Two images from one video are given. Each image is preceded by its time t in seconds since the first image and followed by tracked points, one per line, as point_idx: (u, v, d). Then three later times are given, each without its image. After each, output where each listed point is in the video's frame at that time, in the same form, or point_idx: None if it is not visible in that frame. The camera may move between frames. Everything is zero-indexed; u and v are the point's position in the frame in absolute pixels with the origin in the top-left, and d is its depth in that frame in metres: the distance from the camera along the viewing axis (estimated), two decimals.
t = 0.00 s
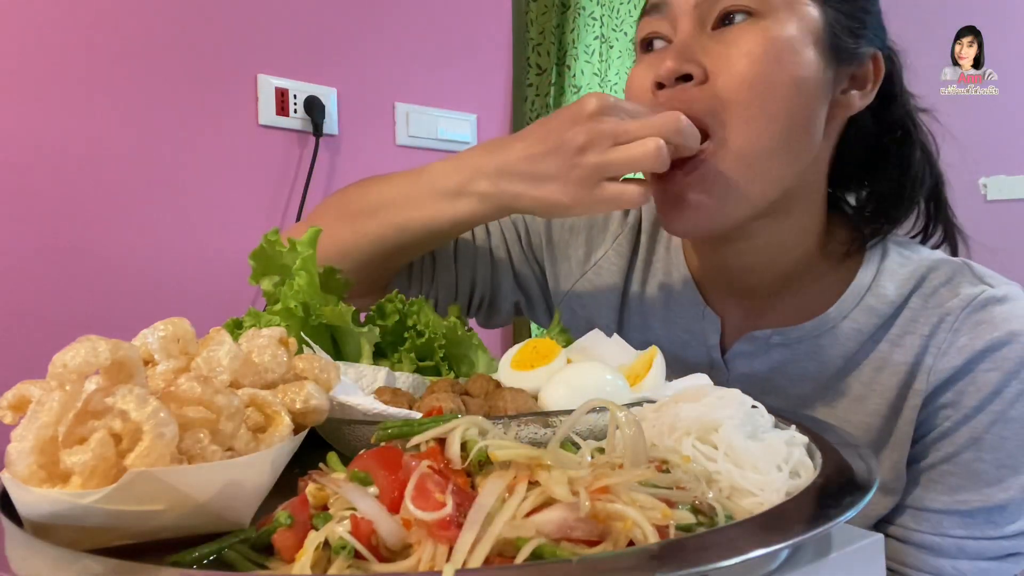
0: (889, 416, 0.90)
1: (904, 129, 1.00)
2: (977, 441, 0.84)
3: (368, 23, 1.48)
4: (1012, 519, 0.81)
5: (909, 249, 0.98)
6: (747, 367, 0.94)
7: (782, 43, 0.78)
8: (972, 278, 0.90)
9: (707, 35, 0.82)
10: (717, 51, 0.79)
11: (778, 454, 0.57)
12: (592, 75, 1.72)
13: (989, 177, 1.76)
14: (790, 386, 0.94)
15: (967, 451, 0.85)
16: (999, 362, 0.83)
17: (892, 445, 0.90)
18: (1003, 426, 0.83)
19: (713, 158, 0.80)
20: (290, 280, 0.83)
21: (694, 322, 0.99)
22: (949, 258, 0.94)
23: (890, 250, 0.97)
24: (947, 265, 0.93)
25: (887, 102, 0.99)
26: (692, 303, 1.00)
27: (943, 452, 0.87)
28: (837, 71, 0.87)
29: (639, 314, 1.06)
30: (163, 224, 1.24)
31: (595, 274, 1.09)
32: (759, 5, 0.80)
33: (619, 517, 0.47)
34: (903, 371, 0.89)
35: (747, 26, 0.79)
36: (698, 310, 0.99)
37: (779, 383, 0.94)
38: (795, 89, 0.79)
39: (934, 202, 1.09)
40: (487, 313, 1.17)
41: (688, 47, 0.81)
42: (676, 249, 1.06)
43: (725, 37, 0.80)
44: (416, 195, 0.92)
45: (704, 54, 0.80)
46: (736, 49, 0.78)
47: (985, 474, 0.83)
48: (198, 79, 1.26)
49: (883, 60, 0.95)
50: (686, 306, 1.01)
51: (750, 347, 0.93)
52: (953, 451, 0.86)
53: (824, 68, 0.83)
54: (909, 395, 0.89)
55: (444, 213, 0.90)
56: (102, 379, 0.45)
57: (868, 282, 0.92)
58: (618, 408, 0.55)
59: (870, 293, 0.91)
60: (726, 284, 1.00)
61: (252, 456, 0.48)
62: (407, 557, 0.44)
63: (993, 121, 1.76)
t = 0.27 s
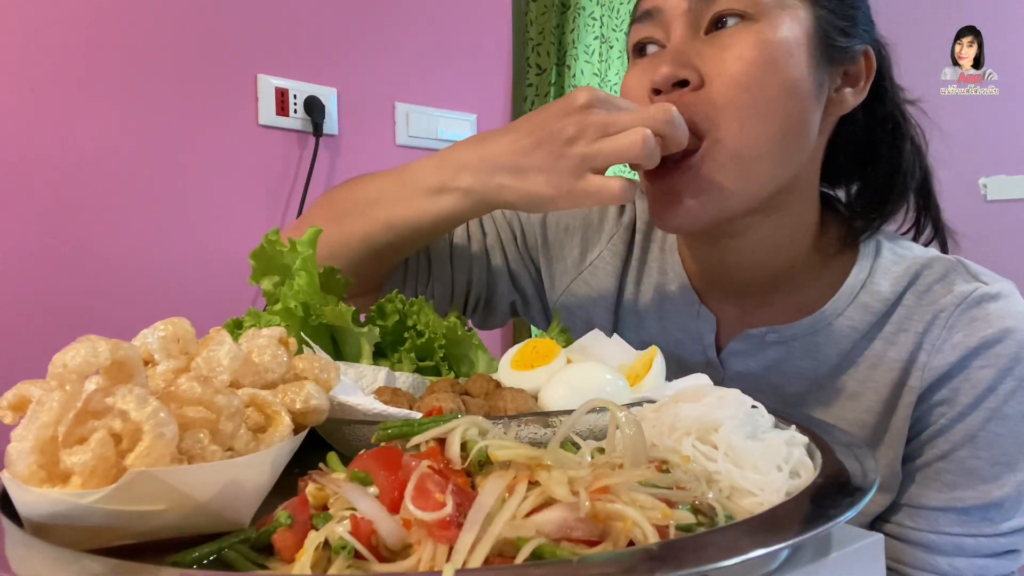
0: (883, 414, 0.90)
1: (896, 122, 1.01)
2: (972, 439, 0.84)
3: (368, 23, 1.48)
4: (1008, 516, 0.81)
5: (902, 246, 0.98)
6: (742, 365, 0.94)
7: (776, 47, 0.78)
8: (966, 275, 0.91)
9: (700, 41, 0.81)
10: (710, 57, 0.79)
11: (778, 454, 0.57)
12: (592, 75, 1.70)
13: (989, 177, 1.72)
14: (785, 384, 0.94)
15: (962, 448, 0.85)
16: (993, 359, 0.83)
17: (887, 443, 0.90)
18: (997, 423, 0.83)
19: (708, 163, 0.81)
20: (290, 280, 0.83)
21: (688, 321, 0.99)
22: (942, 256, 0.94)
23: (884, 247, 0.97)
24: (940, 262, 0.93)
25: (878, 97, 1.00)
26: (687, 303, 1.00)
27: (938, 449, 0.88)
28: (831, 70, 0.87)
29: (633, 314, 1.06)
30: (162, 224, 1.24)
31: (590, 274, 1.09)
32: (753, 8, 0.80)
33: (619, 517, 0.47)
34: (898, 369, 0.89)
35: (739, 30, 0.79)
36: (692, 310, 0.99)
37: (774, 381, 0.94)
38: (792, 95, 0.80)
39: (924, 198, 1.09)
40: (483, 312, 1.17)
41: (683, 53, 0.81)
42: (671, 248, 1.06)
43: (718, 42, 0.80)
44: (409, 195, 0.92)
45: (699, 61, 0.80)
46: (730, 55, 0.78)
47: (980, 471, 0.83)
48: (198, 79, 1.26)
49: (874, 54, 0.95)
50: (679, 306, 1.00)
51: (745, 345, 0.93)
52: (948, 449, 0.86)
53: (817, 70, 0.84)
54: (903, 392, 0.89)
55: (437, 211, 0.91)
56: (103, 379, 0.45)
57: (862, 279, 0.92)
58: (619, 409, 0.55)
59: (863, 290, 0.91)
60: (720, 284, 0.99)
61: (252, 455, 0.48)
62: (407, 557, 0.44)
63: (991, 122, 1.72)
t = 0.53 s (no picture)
0: (878, 412, 0.90)
1: (887, 117, 1.01)
2: (967, 436, 0.84)
3: (368, 23, 1.48)
4: (1004, 512, 0.82)
5: (895, 244, 0.98)
6: (737, 364, 0.94)
7: (771, 54, 0.79)
8: (960, 273, 0.91)
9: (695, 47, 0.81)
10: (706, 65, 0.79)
11: (778, 454, 0.57)
12: (591, 75, 1.69)
13: (989, 177, 1.72)
14: (781, 383, 0.93)
15: (956, 445, 0.85)
16: (986, 356, 0.84)
17: (882, 440, 0.90)
18: (992, 420, 0.83)
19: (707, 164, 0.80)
20: (290, 280, 0.83)
21: (685, 320, 0.99)
22: (935, 254, 0.94)
23: (877, 245, 0.97)
24: (933, 260, 0.93)
25: (869, 94, 1.00)
26: (684, 302, 1.00)
27: (934, 447, 0.88)
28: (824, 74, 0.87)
29: (631, 314, 1.06)
30: (162, 224, 1.24)
31: (589, 274, 1.09)
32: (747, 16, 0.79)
33: (619, 517, 0.47)
34: (892, 367, 0.89)
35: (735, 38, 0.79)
36: (689, 309, 0.99)
37: (769, 380, 0.94)
38: (785, 99, 0.80)
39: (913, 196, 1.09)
40: (482, 311, 1.17)
41: (678, 60, 0.80)
42: (668, 248, 1.06)
43: (715, 49, 0.79)
44: (406, 198, 0.92)
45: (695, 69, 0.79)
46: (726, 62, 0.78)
47: (975, 468, 0.83)
48: (198, 79, 1.26)
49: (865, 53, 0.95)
50: (677, 307, 1.00)
51: (740, 345, 0.93)
52: (943, 446, 0.87)
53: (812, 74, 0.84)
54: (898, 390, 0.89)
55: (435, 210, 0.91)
56: (103, 379, 0.45)
57: (857, 277, 0.92)
58: (619, 409, 0.55)
59: (858, 289, 0.91)
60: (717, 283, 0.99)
61: (252, 455, 0.48)
62: (407, 557, 0.44)
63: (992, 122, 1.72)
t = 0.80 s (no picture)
0: (874, 411, 0.90)
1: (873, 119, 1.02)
2: (963, 434, 0.85)
3: (369, 23, 1.48)
4: (1001, 510, 0.82)
5: (890, 244, 0.99)
6: (734, 365, 0.93)
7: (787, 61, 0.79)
8: (954, 272, 0.91)
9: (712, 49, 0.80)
10: (725, 68, 0.78)
11: (778, 454, 0.57)
12: (592, 74, 1.69)
13: (989, 177, 1.81)
14: (777, 383, 0.93)
15: (953, 444, 0.86)
16: (981, 355, 0.84)
17: (879, 439, 0.90)
18: (987, 419, 0.83)
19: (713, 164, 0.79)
20: (290, 280, 0.83)
21: (682, 320, 0.99)
22: (929, 253, 0.95)
23: (872, 245, 0.97)
24: (928, 260, 0.93)
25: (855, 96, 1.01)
26: (681, 302, 0.99)
27: (930, 446, 0.88)
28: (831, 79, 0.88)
29: (628, 314, 1.05)
30: (162, 223, 1.24)
31: (586, 275, 1.09)
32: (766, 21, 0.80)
33: (619, 517, 0.47)
34: (888, 366, 0.89)
35: (754, 43, 0.79)
36: (686, 309, 0.99)
37: (766, 381, 0.93)
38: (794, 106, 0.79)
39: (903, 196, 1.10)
40: (479, 313, 1.17)
41: (696, 62, 0.79)
42: (665, 249, 1.06)
43: (731, 52, 0.79)
44: (403, 198, 0.92)
45: (715, 72, 0.78)
46: (743, 66, 0.78)
47: (971, 467, 0.84)
48: (198, 79, 1.26)
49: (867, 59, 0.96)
50: (674, 307, 1.00)
51: (737, 346, 0.92)
52: (939, 445, 0.87)
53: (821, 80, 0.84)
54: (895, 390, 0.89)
55: (435, 210, 0.91)
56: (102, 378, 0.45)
57: (852, 277, 0.92)
58: (619, 409, 0.55)
59: (853, 289, 0.91)
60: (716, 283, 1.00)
61: (253, 455, 0.48)
62: (407, 557, 0.44)
63: (990, 122, 1.80)
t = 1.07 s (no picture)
0: (869, 411, 0.90)
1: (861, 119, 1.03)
2: (958, 433, 0.85)
3: (369, 23, 1.48)
4: (996, 509, 0.82)
5: (884, 246, 1.00)
6: (730, 365, 0.93)
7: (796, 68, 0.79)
8: (949, 272, 0.92)
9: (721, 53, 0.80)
10: (733, 73, 0.78)
11: (778, 454, 0.57)
12: (591, 74, 1.69)
13: (989, 177, 1.82)
14: (772, 383, 0.93)
15: (948, 443, 0.86)
16: (976, 353, 0.84)
17: (874, 438, 0.90)
18: (982, 417, 0.84)
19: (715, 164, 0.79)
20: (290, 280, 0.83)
21: (679, 322, 0.99)
22: (923, 254, 0.95)
23: (867, 246, 0.97)
24: (922, 260, 0.94)
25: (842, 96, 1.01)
26: (677, 304, 0.99)
27: (925, 445, 0.88)
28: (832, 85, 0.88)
29: (625, 316, 1.05)
30: (162, 223, 1.24)
31: (583, 278, 1.10)
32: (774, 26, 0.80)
33: (619, 517, 0.47)
34: (883, 365, 0.89)
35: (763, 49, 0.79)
36: (683, 311, 0.99)
37: (761, 380, 0.93)
38: (795, 109, 0.79)
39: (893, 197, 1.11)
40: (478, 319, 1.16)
41: (705, 66, 0.79)
42: (661, 250, 1.07)
43: (739, 56, 0.79)
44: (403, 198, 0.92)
45: (724, 77, 0.78)
46: (752, 71, 0.78)
47: (967, 465, 0.83)
48: (197, 79, 1.25)
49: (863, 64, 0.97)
50: (671, 310, 1.00)
51: (733, 347, 0.92)
52: (934, 444, 0.87)
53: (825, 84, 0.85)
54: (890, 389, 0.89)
55: (436, 210, 0.91)
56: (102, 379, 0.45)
57: (847, 277, 0.92)
58: (619, 409, 0.55)
59: (848, 288, 0.92)
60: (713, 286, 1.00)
61: (252, 455, 0.48)
62: (407, 557, 0.44)
63: (990, 123, 1.82)
